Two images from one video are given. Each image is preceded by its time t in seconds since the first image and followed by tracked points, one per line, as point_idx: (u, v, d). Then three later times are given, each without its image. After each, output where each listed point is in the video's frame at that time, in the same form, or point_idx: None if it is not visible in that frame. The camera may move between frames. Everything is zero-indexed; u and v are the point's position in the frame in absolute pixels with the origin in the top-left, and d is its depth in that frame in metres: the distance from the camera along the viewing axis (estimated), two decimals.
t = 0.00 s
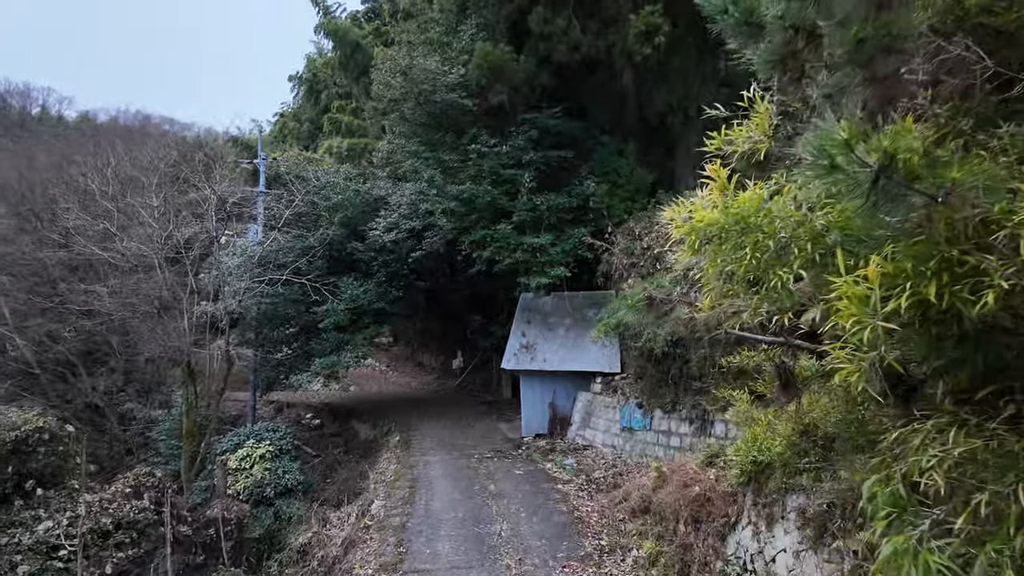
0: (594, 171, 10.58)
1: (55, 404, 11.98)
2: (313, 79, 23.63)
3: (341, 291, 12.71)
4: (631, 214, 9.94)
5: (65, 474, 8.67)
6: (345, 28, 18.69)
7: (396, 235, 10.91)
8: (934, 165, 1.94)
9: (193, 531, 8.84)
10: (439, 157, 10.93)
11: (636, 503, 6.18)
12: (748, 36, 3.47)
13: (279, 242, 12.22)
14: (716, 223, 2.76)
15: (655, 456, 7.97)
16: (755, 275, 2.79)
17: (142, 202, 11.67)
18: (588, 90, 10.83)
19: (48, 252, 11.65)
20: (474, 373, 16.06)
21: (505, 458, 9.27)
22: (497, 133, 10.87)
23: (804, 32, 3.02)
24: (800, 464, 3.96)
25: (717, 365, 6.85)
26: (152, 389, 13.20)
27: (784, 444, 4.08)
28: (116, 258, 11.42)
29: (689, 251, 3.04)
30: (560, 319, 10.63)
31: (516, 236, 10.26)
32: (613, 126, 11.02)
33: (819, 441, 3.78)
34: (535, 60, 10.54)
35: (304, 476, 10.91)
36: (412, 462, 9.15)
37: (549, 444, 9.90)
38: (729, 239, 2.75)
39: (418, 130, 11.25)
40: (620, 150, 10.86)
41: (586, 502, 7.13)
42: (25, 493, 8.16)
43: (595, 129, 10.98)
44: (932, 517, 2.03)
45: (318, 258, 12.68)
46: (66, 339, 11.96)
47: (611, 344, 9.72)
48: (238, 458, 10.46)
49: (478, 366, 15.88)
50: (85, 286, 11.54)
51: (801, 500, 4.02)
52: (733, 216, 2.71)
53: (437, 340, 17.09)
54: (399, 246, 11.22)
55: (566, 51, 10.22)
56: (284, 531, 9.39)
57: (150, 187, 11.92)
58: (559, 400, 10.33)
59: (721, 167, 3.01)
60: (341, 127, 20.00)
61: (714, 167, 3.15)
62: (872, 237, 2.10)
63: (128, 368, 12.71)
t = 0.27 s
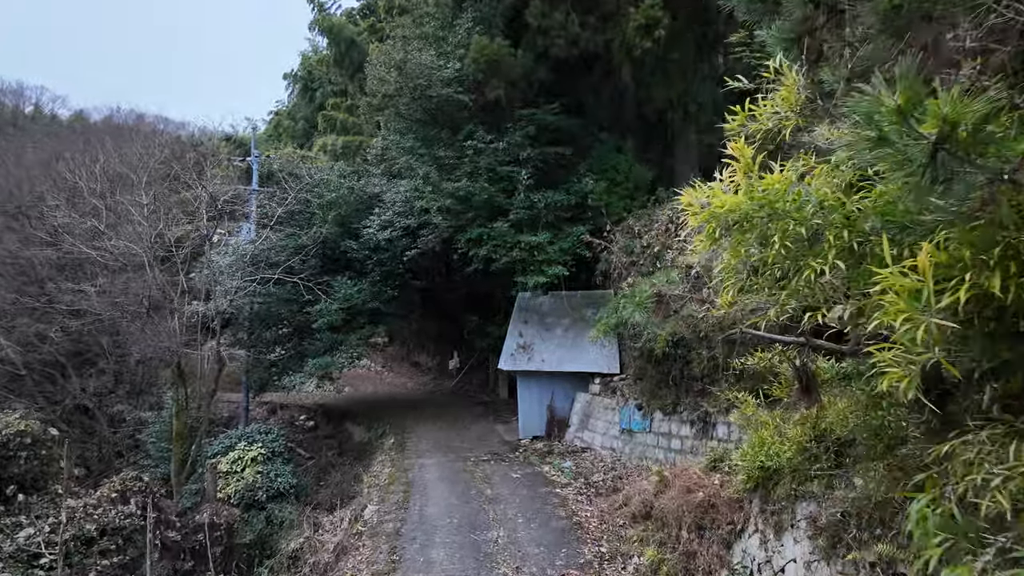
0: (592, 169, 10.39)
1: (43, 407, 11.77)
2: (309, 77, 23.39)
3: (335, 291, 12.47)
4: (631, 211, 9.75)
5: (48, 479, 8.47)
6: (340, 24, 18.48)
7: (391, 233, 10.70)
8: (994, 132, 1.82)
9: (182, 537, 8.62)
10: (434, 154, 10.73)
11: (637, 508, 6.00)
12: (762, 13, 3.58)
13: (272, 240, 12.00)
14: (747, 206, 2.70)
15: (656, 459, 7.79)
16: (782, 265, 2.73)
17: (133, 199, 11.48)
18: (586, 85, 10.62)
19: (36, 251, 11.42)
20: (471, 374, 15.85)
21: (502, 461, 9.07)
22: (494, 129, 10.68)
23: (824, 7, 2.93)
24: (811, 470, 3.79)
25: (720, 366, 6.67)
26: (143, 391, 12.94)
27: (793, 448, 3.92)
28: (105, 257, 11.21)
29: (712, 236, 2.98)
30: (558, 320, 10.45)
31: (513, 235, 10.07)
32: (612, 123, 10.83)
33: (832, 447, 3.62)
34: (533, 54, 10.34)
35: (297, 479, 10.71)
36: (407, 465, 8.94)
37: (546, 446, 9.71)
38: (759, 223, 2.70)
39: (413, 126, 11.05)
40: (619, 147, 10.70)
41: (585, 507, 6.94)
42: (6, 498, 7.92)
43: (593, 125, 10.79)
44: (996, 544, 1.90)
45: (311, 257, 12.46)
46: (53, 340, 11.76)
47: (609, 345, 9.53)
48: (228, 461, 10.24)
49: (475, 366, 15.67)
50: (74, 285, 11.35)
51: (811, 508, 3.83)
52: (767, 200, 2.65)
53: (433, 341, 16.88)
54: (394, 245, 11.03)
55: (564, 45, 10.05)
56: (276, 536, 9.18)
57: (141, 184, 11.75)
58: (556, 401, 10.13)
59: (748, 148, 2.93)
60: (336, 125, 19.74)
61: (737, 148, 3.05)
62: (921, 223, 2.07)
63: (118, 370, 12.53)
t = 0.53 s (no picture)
0: (590, 166, 10.22)
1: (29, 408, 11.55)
2: (302, 75, 23.16)
3: (329, 290, 12.23)
4: (630, 209, 9.59)
5: (31, 484, 8.24)
6: (334, 21, 18.28)
7: (385, 231, 10.48)
8: None
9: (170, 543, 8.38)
10: (429, 151, 10.54)
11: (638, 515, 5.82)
12: None
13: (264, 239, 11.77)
14: (781, 193, 2.48)
15: (656, 462, 7.63)
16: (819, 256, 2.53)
17: (121, 196, 11.25)
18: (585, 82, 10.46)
19: (22, 249, 11.15)
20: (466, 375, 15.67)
21: (498, 464, 8.88)
22: (490, 125, 10.49)
23: None
24: (824, 477, 3.64)
25: (722, 367, 6.51)
26: (133, 392, 12.69)
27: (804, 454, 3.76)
28: (92, 256, 10.98)
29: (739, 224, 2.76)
30: (555, 320, 10.28)
31: (509, 233, 9.88)
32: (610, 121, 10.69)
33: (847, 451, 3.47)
34: (530, 49, 10.21)
35: (289, 482, 10.51)
36: (401, 468, 8.74)
37: (543, 449, 9.52)
38: (796, 211, 2.49)
39: (408, 122, 10.86)
40: (617, 145, 10.53)
41: (585, 512, 6.76)
42: None
43: (591, 123, 10.63)
44: None
45: (304, 256, 12.23)
46: (40, 341, 11.50)
47: (607, 345, 9.37)
48: (219, 464, 10.03)
49: (470, 367, 15.48)
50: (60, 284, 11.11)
51: (824, 516, 3.66)
52: (805, 185, 2.43)
53: (429, 341, 16.69)
54: (388, 244, 10.82)
55: (561, 40, 10.01)
56: (267, 541, 8.97)
57: (129, 181, 11.53)
58: (554, 403, 9.95)
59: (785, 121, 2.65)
60: (330, 123, 19.52)
61: (770, 119, 2.71)
62: (991, 208, 1.95)
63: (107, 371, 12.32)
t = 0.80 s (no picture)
0: (587, 164, 10.04)
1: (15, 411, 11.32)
2: (296, 73, 22.94)
3: (321, 291, 11.97)
4: (628, 208, 9.43)
5: (13, 490, 8.33)
6: (327, 18, 18.10)
7: (378, 230, 10.28)
8: None
9: (156, 550, 8.12)
10: (423, 147, 10.35)
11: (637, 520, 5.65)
12: None
13: (255, 238, 11.53)
14: (822, 171, 2.21)
15: (655, 465, 7.48)
16: (858, 244, 2.29)
17: (109, 195, 11.04)
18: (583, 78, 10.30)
19: (8, 248, 10.92)
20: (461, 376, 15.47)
21: (493, 467, 8.69)
22: (486, 122, 10.29)
23: None
24: (836, 483, 3.48)
25: (724, 368, 6.34)
26: (121, 394, 12.44)
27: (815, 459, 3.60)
28: (78, 255, 10.76)
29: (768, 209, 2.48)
30: (551, 320, 10.11)
31: (506, 232, 9.69)
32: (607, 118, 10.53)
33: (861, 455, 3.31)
34: (527, 44, 10.06)
35: (280, 486, 10.32)
36: (394, 473, 8.53)
37: (540, 452, 9.34)
38: (837, 193, 2.23)
39: (402, 118, 10.66)
40: (614, 142, 10.36)
41: (583, 517, 6.58)
42: None
43: (588, 120, 10.46)
44: None
45: (295, 255, 12.01)
46: (26, 342, 11.29)
47: (605, 346, 9.20)
48: (208, 468, 9.86)
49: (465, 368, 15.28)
50: (47, 285, 10.90)
51: (836, 525, 3.49)
52: (849, 162, 2.16)
53: (424, 342, 16.49)
54: (382, 242, 10.62)
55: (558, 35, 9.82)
56: (257, 547, 8.76)
57: (117, 179, 11.30)
58: (550, 405, 9.77)
59: (828, 87, 2.39)
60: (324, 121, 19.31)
61: (812, 86, 2.45)
62: None
63: (94, 373, 12.12)
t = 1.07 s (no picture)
0: (580, 161, 9.88)
1: None
2: (283, 71, 22.64)
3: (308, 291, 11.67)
4: (622, 206, 9.27)
5: None
6: (316, 14, 17.86)
7: (367, 227, 10.05)
8: None
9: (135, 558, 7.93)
10: (412, 143, 10.14)
11: (633, 526, 5.49)
12: None
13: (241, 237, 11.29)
14: (876, 141, 1.81)
15: (650, 468, 7.34)
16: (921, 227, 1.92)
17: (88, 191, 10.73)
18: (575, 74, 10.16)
19: None
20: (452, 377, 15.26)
21: (485, 470, 8.50)
22: (477, 117, 10.10)
23: None
24: (846, 490, 3.35)
25: (721, 369, 6.19)
26: (102, 396, 12.11)
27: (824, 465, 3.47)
28: (56, 253, 10.43)
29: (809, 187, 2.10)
30: (543, 320, 9.93)
31: (497, 230, 9.48)
32: (600, 115, 10.38)
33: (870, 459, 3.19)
34: (518, 39, 9.91)
35: (266, 490, 10.10)
36: (382, 476, 8.31)
37: (532, 454, 9.15)
38: (893, 168, 1.84)
39: (391, 114, 10.45)
40: (607, 140, 10.20)
41: (577, 522, 6.41)
42: None
43: (581, 117, 10.30)
44: None
45: (281, 254, 11.73)
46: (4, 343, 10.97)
47: (598, 346, 9.04)
48: (191, 472, 9.63)
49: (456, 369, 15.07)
50: (24, 284, 10.59)
51: (844, 532, 3.36)
52: (910, 130, 1.75)
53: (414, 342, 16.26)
54: (370, 241, 10.40)
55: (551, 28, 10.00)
56: (241, 553, 8.51)
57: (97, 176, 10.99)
58: (543, 406, 9.59)
59: (888, 41, 1.93)
60: (312, 118, 19.04)
61: (869, 39, 1.98)
62: None
63: (74, 375, 11.80)
